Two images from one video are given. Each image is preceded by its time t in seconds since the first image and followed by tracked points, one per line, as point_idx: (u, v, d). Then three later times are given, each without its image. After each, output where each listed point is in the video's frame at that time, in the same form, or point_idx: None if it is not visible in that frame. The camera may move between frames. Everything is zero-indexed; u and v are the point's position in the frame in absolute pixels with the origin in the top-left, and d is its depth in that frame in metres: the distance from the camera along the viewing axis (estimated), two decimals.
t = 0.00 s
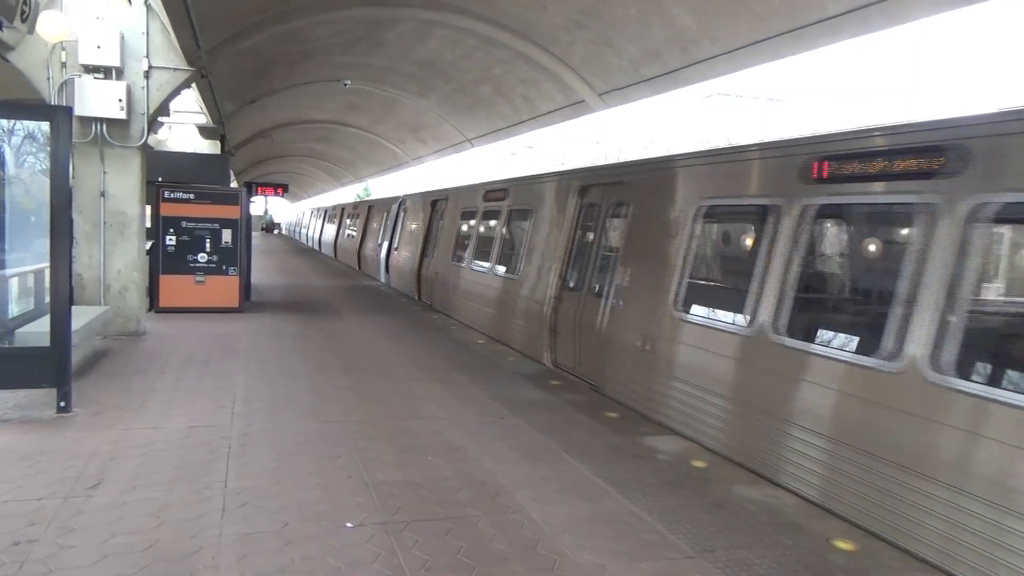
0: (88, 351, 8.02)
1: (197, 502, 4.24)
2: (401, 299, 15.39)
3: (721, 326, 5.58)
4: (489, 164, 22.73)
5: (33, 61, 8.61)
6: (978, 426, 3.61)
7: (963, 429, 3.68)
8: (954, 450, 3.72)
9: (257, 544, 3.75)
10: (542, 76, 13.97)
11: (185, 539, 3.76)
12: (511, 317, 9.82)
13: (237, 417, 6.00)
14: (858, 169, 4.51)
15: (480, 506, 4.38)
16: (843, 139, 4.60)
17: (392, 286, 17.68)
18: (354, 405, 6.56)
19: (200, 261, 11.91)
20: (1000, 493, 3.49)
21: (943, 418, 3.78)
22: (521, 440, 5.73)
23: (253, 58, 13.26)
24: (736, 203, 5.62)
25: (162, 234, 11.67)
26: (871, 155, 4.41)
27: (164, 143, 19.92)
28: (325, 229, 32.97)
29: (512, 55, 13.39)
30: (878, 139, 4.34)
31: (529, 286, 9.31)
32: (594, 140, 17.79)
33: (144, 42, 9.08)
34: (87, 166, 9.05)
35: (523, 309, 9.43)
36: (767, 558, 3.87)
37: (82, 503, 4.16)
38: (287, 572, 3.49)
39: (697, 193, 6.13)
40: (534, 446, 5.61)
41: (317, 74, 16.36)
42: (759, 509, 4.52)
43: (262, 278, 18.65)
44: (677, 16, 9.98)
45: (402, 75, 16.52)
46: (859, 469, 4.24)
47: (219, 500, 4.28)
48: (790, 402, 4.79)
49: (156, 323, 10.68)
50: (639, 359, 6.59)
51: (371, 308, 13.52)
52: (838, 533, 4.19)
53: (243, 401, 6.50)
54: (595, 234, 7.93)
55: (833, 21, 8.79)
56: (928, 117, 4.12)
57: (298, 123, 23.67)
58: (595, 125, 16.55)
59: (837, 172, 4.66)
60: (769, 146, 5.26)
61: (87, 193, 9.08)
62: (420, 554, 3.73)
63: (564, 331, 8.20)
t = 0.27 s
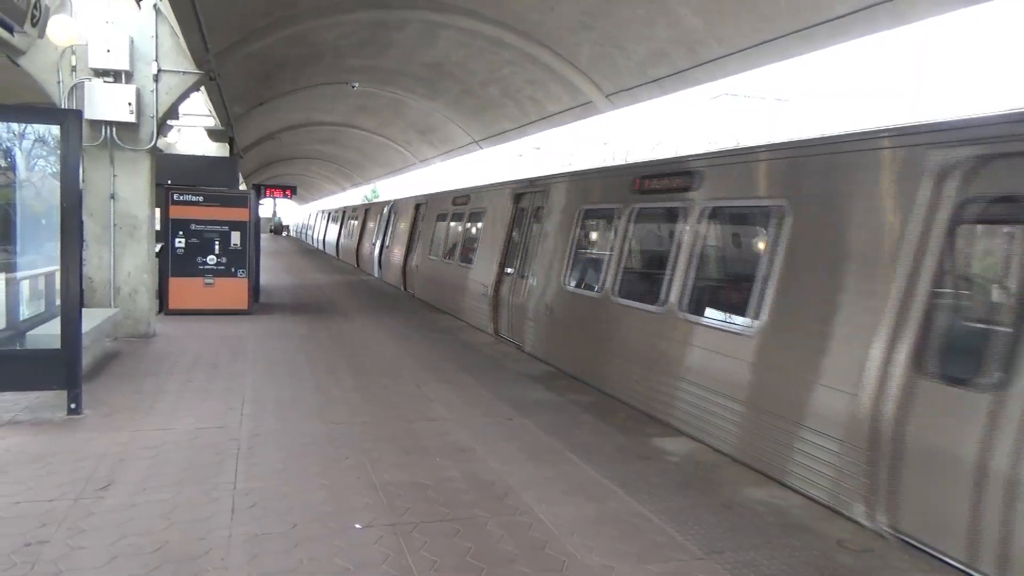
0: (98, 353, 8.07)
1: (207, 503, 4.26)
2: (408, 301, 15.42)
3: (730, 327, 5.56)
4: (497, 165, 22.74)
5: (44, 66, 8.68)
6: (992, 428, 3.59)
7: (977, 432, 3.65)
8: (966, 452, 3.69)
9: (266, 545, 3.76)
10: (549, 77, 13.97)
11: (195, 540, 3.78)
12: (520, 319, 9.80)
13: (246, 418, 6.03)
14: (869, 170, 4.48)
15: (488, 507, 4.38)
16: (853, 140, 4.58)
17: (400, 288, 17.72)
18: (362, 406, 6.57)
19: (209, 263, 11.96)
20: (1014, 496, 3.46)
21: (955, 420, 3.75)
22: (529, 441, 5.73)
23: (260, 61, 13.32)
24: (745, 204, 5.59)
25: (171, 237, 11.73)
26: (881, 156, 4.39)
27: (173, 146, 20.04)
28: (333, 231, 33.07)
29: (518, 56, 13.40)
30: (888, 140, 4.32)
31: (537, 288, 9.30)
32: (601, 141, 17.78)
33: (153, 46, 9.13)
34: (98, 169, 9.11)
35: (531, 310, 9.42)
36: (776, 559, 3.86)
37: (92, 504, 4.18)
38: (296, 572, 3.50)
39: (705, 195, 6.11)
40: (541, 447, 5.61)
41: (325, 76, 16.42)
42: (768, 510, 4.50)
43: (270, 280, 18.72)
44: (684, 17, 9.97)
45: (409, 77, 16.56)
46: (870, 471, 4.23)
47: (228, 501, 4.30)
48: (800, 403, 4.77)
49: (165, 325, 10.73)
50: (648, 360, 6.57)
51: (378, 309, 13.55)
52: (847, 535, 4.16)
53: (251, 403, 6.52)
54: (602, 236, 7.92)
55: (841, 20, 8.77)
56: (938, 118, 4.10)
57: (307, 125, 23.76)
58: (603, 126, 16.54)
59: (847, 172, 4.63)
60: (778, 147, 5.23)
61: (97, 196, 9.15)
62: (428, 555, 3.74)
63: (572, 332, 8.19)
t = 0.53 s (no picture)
0: (106, 355, 8.10)
1: (214, 505, 4.27)
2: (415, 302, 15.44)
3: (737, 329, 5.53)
4: (503, 167, 22.73)
5: (51, 68, 8.71)
6: (997, 429, 3.57)
7: (982, 433, 3.63)
8: (973, 453, 3.67)
9: (273, 547, 3.76)
10: (555, 78, 13.96)
11: (202, 541, 3.79)
12: (526, 320, 9.79)
13: (253, 420, 6.04)
14: (875, 171, 4.46)
15: (495, 509, 4.38)
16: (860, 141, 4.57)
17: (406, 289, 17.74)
18: (369, 408, 6.58)
19: (216, 265, 11.99)
20: (1020, 496, 3.44)
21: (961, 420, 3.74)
22: (536, 443, 5.72)
23: (267, 63, 13.35)
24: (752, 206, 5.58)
25: (178, 239, 11.77)
26: (887, 156, 4.38)
27: (180, 148, 20.11)
28: (340, 233, 33.12)
29: (524, 58, 13.40)
30: (894, 140, 4.31)
31: (544, 289, 9.29)
32: (607, 142, 17.76)
33: (160, 48, 9.17)
34: (105, 172, 9.15)
35: (538, 312, 9.41)
36: (783, 561, 3.84)
37: (100, 505, 4.20)
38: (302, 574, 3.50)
39: (711, 196, 6.10)
40: (548, 448, 5.60)
41: (332, 78, 16.46)
42: (775, 511, 4.48)
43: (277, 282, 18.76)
44: (690, 18, 9.95)
45: (415, 79, 16.58)
46: (875, 472, 4.20)
47: (236, 503, 4.31)
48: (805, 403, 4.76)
49: (172, 327, 10.76)
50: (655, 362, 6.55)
51: (385, 311, 13.57)
52: (855, 537, 4.14)
53: (259, 405, 6.53)
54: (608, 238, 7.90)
55: (848, 20, 8.74)
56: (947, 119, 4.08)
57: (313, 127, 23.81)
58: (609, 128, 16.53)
59: (853, 174, 4.62)
60: (785, 148, 5.22)
61: (105, 199, 9.18)
62: (435, 556, 3.73)
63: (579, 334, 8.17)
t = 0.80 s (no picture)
0: (113, 356, 8.14)
1: (220, 506, 4.27)
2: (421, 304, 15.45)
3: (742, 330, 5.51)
4: (509, 169, 22.75)
5: (60, 71, 8.68)
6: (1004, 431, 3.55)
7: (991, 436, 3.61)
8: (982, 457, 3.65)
9: (279, 548, 3.77)
10: (561, 79, 13.96)
11: (209, 542, 3.80)
12: (532, 322, 9.79)
13: (259, 421, 6.05)
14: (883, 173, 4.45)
15: (501, 510, 4.38)
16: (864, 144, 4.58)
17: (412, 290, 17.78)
18: (375, 409, 6.58)
19: (223, 266, 12.03)
20: None
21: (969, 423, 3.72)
22: (542, 445, 5.71)
23: (274, 65, 13.39)
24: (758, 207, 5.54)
25: (186, 240, 11.82)
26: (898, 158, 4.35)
27: (187, 150, 20.18)
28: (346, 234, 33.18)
29: (531, 59, 13.40)
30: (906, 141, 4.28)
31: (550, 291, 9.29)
32: (613, 144, 17.75)
33: (168, 51, 9.21)
34: (113, 173, 9.19)
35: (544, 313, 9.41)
36: (790, 564, 3.83)
37: (107, 506, 4.21)
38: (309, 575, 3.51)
39: (718, 198, 6.09)
40: (553, 450, 5.59)
41: (338, 80, 16.50)
42: (782, 514, 4.47)
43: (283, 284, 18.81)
44: (697, 19, 9.93)
45: (421, 81, 16.60)
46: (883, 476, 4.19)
47: (242, 503, 4.32)
48: (811, 406, 4.75)
49: (179, 328, 10.80)
50: (662, 364, 6.54)
51: (391, 313, 13.59)
52: (862, 540, 4.13)
53: (265, 406, 6.54)
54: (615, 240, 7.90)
55: (856, 21, 8.71)
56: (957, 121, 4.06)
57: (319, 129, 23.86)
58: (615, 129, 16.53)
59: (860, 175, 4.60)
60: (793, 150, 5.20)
61: (113, 200, 9.22)
62: (441, 558, 3.73)
63: (585, 335, 8.17)
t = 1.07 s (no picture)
0: (119, 356, 8.16)
1: (225, 505, 4.28)
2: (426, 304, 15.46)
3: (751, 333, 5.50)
4: (514, 169, 22.75)
5: (68, 71, 8.78)
6: (1009, 431, 3.54)
7: (995, 436, 3.60)
8: (987, 458, 3.63)
9: (283, 548, 3.77)
10: (566, 80, 13.94)
11: (214, 542, 3.81)
12: (537, 323, 9.79)
13: (264, 421, 6.06)
14: (887, 173, 4.44)
15: (505, 511, 4.38)
16: (869, 144, 4.56)
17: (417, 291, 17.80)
18: (380, 409, 6.59)
19: (228, 266, 12.05)
20: None
21: (973, 423, 3.71)
22: (546, 446, 5.71)
23: (279, 66, 13.41)
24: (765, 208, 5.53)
25: (191, 240, 11.85)
26: (902, 158, 4.34)
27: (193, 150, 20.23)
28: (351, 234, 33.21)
29: (536, 60, 13.39)
30: (910, 142, 4.26)
31: (554, 292, 9.29)
32: (618, 144, 17.74)
33: (174, 51, 9.24)
34: (119, 174, 9.22)
35: (549, 314, 9.40)
36: (794, 565, 3.82)
37: (112, 505, 4.22)
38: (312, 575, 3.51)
39: (722, 198, 6.08)
40: (557, 450, 5.59)
41: (343, 81, 16.53)
42: (787, 515, 4.46)
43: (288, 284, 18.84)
44: (703, 19, 9.91)
45: (426, 81, 16.61)
46: (889, 477, 4.18)
47: (246, 503, 4.33)
48: (817, 407, 4.74)
49: (185, 327, 10.83)
50: (667, 364, 6.54)
51: (396, 313, 13.61)
52: (867, 541, 4.11)
53: (270, 406, 6.55)
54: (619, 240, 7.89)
55: (863, 21, 8.67)
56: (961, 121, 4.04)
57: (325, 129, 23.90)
58: (620, 130, 16.51)
59: (864, 176, 4.60)
60: (796, 150, 5.19)
61: (119, 200, 9.25)
62: (445, 558, 3.74)
63: (589, 335, 8.17)
